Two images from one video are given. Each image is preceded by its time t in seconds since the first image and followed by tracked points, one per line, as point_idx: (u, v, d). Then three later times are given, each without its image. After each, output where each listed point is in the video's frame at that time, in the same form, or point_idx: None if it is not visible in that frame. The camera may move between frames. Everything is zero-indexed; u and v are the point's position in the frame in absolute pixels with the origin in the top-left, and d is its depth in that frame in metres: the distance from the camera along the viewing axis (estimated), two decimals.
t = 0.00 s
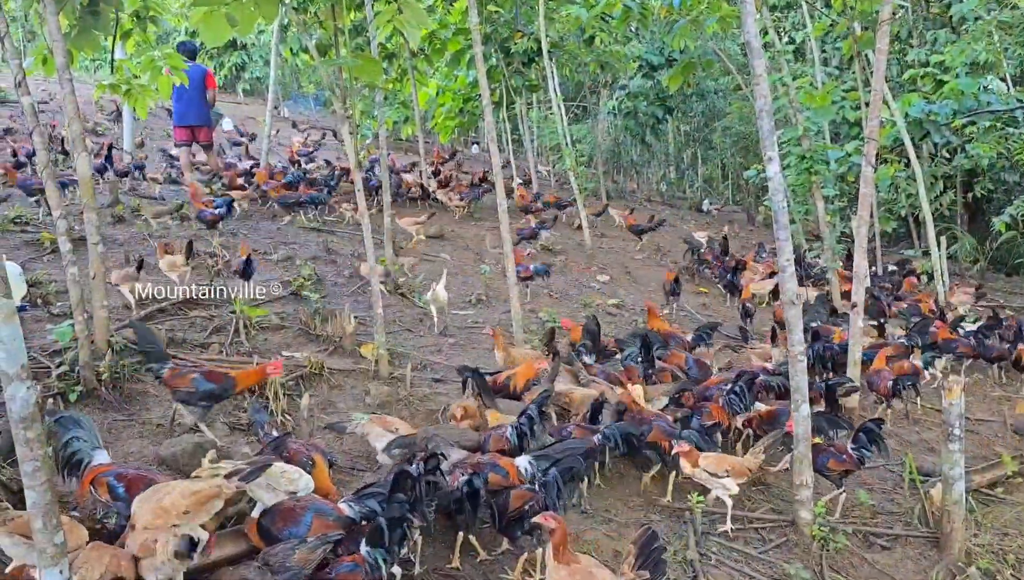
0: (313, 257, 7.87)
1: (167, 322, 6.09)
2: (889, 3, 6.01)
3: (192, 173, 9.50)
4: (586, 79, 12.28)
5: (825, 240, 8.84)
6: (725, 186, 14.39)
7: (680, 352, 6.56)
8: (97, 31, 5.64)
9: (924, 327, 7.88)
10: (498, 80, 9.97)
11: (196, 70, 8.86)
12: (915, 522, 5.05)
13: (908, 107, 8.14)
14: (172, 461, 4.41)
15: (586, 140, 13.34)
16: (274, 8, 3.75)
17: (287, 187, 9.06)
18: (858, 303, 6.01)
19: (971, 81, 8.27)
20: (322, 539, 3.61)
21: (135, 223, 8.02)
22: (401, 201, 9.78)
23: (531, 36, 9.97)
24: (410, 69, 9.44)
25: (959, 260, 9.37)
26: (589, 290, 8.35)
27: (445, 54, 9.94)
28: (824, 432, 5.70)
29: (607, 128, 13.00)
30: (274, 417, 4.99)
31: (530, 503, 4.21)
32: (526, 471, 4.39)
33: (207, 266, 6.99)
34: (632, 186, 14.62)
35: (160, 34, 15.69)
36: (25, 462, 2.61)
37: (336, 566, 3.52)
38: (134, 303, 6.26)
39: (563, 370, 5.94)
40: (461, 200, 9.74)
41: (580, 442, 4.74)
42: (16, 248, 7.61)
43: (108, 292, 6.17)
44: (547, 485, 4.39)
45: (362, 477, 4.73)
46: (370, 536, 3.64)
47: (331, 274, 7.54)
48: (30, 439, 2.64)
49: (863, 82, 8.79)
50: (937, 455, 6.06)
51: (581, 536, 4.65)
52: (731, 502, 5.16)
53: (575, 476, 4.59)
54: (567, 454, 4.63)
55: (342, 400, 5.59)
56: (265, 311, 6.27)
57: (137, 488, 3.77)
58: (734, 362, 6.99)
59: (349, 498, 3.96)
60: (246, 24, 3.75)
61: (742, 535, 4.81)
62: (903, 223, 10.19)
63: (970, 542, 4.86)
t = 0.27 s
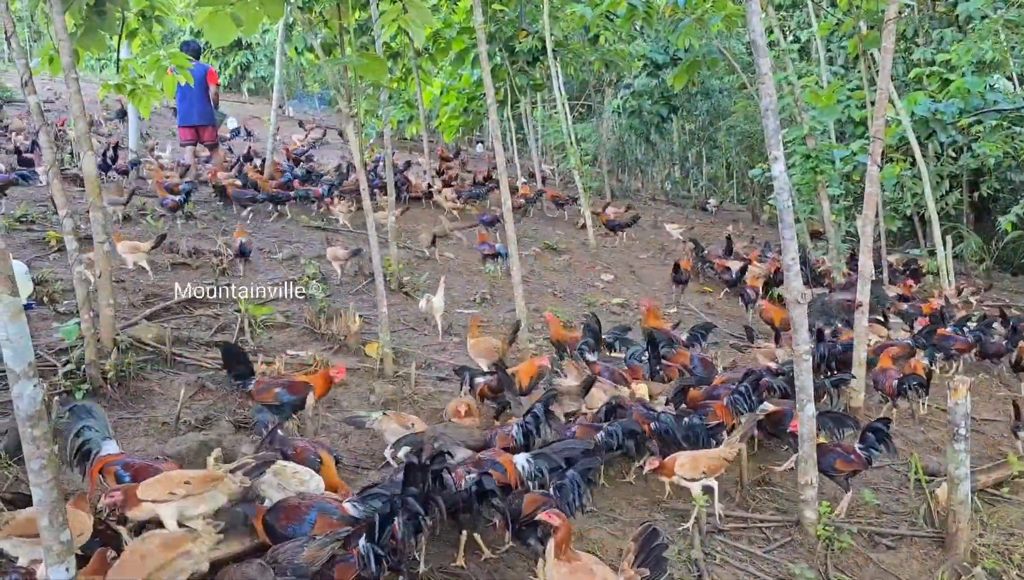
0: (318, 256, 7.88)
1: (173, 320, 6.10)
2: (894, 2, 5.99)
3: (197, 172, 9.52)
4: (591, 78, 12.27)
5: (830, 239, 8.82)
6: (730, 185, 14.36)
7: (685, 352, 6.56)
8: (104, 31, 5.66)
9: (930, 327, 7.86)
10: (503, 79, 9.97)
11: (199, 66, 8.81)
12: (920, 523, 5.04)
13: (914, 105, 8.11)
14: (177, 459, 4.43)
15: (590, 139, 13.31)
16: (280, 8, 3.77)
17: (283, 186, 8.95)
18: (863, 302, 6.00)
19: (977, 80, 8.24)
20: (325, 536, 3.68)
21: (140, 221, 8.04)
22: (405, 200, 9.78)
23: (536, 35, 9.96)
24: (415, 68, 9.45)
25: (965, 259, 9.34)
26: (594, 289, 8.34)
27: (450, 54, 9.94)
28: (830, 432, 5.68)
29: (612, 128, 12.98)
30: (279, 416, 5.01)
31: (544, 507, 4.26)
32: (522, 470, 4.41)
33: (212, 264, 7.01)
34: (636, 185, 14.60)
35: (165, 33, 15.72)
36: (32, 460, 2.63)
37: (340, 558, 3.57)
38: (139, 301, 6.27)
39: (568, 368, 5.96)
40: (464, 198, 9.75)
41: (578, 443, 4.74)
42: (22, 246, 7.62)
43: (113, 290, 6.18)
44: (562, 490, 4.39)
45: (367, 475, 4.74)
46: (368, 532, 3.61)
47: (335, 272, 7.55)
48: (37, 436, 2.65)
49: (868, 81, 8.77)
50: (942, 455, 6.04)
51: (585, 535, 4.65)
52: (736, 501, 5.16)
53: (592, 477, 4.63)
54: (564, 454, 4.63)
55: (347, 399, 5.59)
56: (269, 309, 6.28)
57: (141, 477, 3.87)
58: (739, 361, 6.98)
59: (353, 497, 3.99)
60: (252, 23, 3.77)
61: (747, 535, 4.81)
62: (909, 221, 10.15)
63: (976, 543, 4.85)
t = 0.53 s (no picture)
0: (325, 255, 7.88)
1: (180, 319, 6.12)
2: (903, 0, 5.96)
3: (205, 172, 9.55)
4: (597, 77, 12.25)
5: (837, 238, 8.78)
6: (737, 185, 14.32)
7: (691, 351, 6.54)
8: (111, 30, 5.69)
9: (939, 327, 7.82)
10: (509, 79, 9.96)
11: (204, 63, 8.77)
12: (928, 523, 5.02)
13: (922, 104, 8.07)
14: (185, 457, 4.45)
15: (596, 139, 13.29)
16: (286, 7, 3.77)
17: (278, 185, 8.89)
18: (870, 302, 5.98)
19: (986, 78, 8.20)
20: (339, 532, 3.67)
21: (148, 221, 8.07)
22: (412, 200, 9.78)
23: (542, 34, 9.94)
24: (421, 68, 9.44)
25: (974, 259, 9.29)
26: (600, 289, 8.33)
27: (456, 53, 9.94)
28: (837, 432, 5.67)
29: (618, 127, 12.95)
30: (285, 415, 5.02)
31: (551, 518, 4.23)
32: (529, 467, 4.40)
33: (220, 263, 7.03)
34: (643, 185, 14.57)
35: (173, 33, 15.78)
36: (40, 458, 2.65)
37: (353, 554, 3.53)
38: (147, 299, 6.29)
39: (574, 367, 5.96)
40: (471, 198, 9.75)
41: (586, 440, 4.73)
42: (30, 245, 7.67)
43: (121, 289, 6.20)
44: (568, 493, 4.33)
45: (373, 475, 4.75)
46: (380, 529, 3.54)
47: (342, 272, 7.55)
48: (46, 434, 2.67)
49: (876, 80, 8.73)
50: (951, 455, 6.01)
51: (591, 535, 4.64)
52: (743, 501, 5.14)
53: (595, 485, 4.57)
54: (571, 452, 4.62)
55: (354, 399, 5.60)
56: (276, 309, 6.29)
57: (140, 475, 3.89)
58: (746, 360, 6.96)
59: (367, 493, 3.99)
60: (258, 23, 3.78)
61: (753, 535, 4.80)
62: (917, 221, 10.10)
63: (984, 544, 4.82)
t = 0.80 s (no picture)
0: (335, 254, 7.91)
1: (192, 318, 6.15)
2: None
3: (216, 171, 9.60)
4: (606, 77, 12.23)
5: (848, 239, 8.74)
6: (747, 185, 14.25)
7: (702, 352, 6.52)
8: (123, 32, 5.74)
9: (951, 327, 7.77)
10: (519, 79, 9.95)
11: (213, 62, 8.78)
12: (940, 524, 4.99)
13: (933, 104, 8.02)
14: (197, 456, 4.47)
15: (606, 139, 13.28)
16: (298, 8, 3.79)
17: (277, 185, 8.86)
18: (881, 302, 5.94)
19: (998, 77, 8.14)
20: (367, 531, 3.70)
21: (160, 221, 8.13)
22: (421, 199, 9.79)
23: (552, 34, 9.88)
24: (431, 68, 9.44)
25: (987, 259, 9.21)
26: (610, 289, 8.31)
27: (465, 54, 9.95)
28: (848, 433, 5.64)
29: (628, 127, 12.90)
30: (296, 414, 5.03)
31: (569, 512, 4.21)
32: (541, 467, 4.41)
33: (231, 263, 7.06)
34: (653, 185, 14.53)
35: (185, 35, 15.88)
36: (54, 455, 2.68)
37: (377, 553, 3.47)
38: (159, 299, 6.33)
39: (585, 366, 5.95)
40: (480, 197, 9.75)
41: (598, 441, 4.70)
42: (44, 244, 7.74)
43: (133, 289, 6.24)
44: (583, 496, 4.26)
45: (383, 474, 4.76)
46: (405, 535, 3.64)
47: (352, 271, 7.56)
48: (59, 432, 2.70)
49: (886, 79, 8.68)
50: (963, 457, 5.97)
51: (601, 535, 4.63)
52: (753, 501, 5.12)
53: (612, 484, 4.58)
54: (582, 454, 4.60)
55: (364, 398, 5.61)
56: (287, 308, 6.32)
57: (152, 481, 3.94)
58: (756, 361, 6.94)
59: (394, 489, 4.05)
60: (269, 23, 3.80)
61: (763, 536, 4.78)
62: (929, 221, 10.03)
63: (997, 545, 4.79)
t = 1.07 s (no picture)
0: (345, 253, 7.92)
1: (202, 317, 6.17)
2: None
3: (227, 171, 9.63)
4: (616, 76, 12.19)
5: (860, 239, 8.68)
6: (757, 185, 14.18)
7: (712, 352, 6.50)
8: (135, 33, 5.77)
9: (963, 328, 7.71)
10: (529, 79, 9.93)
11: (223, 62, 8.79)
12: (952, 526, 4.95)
13: (946, 103, 7.95)
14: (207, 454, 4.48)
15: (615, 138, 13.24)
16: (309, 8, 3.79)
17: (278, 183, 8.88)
18: (893, 302, 5.90)
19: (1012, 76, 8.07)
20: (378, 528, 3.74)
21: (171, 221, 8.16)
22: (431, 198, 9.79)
23: (562, 33, 9.87)
24: (441, 67, 9.44)
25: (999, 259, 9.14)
26: (620, 289, 8.28)
27: (475, 54, 9.94)
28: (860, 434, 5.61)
29: (638, 126, 12.86)
30: (306, 413, 5.05)
31: (582, 511, 4.19)
32: (552, 467, 4.43)
33: (241, 262, 7.09)
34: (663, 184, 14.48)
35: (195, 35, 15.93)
36: (68, 454, 2.72)
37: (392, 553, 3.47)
38: (170, 298, 6.35)
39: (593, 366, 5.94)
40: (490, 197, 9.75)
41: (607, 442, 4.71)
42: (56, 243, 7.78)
43: (144, 288, 6.26)
44: (596, 495, 4.26)
45: (394, 473, 4.77)
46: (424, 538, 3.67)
47: (362, 270, 7.56)
48: (72, 431, 2.72)
49: (899, 79, 8.62)
50: (975, 458, 5.93)
51: (611, 535, 4.63)
52: (763, 502, 5.10)
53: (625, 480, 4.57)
54: (591, 454, 4.61)
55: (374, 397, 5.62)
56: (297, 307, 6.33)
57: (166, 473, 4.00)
58: (767, 361, 6.91)
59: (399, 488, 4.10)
60: (280, 23, 3.80)
61: (773, 536, 4.76)
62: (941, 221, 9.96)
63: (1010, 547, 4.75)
